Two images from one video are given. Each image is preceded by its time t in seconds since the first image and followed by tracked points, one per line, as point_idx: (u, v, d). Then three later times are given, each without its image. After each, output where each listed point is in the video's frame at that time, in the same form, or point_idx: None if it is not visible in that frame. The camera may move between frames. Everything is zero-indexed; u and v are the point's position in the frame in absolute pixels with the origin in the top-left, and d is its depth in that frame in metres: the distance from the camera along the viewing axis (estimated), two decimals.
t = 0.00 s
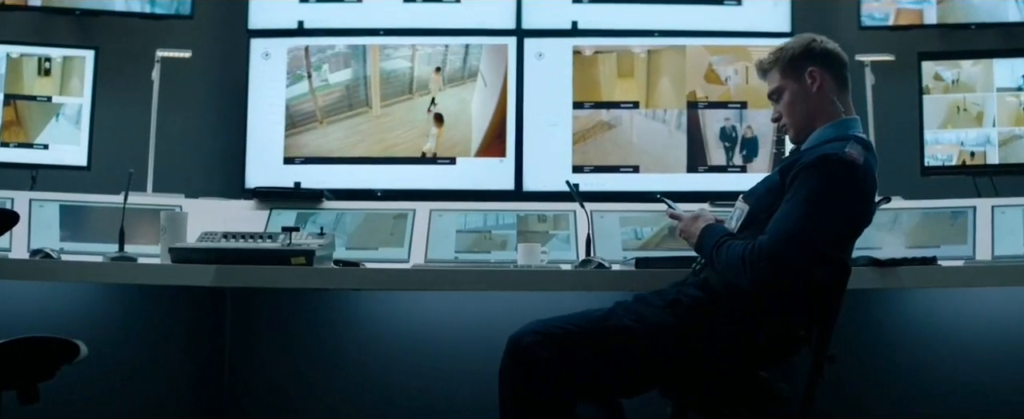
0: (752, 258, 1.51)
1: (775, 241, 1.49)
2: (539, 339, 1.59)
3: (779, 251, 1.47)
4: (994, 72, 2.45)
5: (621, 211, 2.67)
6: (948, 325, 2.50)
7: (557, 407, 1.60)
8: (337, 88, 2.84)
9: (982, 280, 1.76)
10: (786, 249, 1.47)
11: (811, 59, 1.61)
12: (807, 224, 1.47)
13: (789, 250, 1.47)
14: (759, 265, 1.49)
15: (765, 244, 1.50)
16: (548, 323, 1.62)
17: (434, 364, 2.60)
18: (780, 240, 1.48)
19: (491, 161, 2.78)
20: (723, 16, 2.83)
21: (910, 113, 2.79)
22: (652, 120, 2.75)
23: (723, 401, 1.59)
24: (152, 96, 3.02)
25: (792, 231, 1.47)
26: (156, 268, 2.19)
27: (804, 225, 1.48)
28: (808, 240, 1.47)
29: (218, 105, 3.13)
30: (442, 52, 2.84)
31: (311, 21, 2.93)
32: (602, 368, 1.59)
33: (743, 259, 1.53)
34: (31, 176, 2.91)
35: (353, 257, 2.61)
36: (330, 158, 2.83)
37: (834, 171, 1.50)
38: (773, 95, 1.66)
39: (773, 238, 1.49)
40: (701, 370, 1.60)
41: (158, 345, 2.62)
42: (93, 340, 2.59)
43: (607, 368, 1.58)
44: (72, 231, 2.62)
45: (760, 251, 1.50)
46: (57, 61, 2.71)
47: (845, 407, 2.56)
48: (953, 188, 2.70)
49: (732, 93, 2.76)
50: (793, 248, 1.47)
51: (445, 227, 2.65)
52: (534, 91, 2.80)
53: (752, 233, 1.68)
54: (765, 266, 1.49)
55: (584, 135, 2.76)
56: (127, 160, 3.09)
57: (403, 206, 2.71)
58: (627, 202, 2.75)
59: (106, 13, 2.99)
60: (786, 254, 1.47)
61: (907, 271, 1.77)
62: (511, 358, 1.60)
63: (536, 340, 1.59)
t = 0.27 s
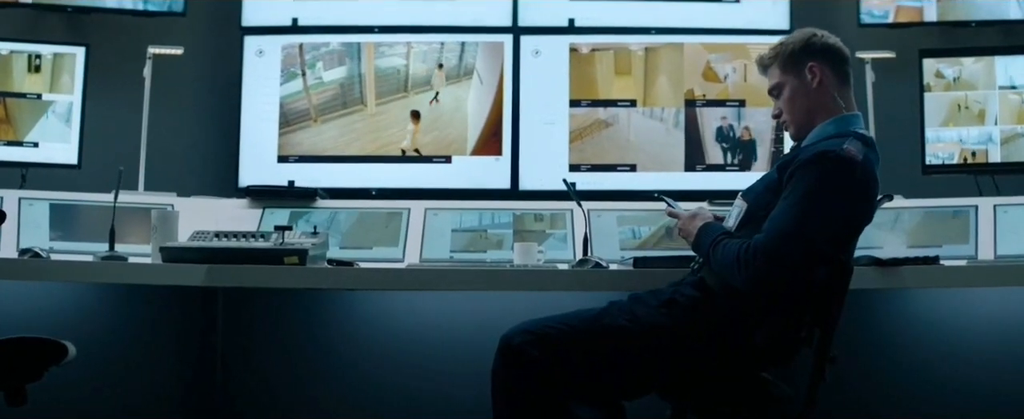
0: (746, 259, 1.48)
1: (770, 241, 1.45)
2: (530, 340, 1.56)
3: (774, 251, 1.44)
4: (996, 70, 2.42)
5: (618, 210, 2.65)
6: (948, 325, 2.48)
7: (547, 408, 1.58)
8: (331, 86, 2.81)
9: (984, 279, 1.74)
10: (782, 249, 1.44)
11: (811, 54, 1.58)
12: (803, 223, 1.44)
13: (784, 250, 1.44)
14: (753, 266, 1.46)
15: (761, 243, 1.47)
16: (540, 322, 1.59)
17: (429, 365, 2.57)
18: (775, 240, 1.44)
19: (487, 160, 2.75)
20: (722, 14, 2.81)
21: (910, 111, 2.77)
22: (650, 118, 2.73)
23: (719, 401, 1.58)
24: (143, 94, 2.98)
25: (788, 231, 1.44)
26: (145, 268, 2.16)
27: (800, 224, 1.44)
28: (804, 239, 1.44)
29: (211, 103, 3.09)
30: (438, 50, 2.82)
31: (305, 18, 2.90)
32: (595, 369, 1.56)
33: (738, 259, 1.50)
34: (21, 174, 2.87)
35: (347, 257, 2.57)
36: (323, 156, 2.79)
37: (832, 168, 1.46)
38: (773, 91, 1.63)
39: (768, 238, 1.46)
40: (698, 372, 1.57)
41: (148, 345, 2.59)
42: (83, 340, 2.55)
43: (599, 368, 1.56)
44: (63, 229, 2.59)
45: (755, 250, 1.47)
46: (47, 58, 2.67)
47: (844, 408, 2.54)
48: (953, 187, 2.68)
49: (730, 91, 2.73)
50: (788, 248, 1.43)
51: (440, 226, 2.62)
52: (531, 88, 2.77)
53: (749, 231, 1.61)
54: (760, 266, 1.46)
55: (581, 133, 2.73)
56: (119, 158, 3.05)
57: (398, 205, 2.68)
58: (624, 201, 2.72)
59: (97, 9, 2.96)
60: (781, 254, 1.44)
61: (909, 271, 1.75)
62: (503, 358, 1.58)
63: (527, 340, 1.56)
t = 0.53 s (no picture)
0: (743, 260, 1.44)
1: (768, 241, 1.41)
2: (525, 341, 1.51)
3: (772, 251, 1.40)
4: (998, 69, 2.41)
5: (617, 211, 2.62)
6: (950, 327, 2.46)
7: (540, 411, 1.51)
8: (327, 86, 2.78)
9: (988, 281, 1.72)
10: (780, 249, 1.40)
11: (811, 52, 1.55)
12: (802, 222, 1.40)
13: (783, 250, 1.40)
14: (750, 267, 1.42)
15: (758, 243, 1.43)
16: (534, 325, 1.54)
17: (425, 367, 2.55)
18: (773, 239, 1.40)
19: (484, 160, 2.73)
20: (721, 13, 2.79)
21: (911, 111, 2.74)
22: (648, 118, 2.70)
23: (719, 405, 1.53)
24: (136, 93, 2.96)
25: (786, 230, 1.40)
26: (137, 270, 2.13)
27: (798, 224, 1.40)
28: (802, 239, 1.40)
29: (204, 103, 3.06)
30: (434, 49, 2.79)
31: (300, 17, 2.87)
32: (589, 371, 1.52)
33: (735, 260, 1.46)
34: (12, 174, 2.84)
35: (342, 258, 2.54)
36: (319, 156, 2.77)
37: (831, 167, 1.42)
38: (773, 90, 1.60)
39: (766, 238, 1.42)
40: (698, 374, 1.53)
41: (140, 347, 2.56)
42: (74, 343, 2.52)
43: (593, 370, 1.51)
44: (54, 231, 2.56)
45: (752, 251, 1.43)
46: (39, 57, 2.64)
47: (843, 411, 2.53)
48: (954, 187, 2.66)
49: (729, 91, 2.71)
50: (786, 248, 1.39)
51: (437, 227, 2.59)
52: (528, 88, 2.75)
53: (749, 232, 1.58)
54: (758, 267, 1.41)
55: (579, 133, 2.70)
56: (111, 158, 3.02)
57: (394, 206, 2.65)
58: (622, 201, 2.70)
59: (90, 9, 2.93)
60: (779, 254, 1.40)
61: (912, 273, 1.73)
62: (496, 361, 1.52)
63: (520, 342, 1.51)
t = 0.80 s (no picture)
0: (740, 261, 1.40)
1: (765, 242, 1.38)
2: (518, 344, 1.48)
3: (769, 253, 1.36)
4: (1000, 69, 2.39)
5: (614, 212, 2.58)
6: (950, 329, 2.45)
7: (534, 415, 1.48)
8: (322, 85, 2.75)
9: (991, 282, 1.70)
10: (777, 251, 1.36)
11: (812, 50, 1.53)
12: (800, 223, 1.36)
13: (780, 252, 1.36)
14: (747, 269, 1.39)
15: (755, 245, 1.39)
16: (527, 327, 1.51)
17: (421, 369, 2.52)
18: (770, 241, 1.37)
19: (481, 160, 2.70)
20: (719, 12, 2.76)
21: (911, 110, 2.72)
22: (646, 118, 2.68)
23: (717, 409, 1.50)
24: (129, 93, 2.92)
25: (784, 231, 1.36)
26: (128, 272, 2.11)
27: (796, 226, 1.36)
28: (800, 241, 1.36)
29: (197, 102, 3.03)
30: (430, 48, 2.76)
31: (295, 16, 2.84)
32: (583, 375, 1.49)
33: (731, 262, 1.43)
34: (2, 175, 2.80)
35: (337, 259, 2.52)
36: (314, 157, 2.74)
37: (830, 167, 1.39)
38: (774, 88, 1.58)
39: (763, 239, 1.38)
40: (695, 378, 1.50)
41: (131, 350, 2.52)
42: (65, 345, 2.48)
43: (587, 374, 1.48)
44: (45, 232, 2.53)
45: (750, 252, 1.39)
46: (30, 56, 2.61)
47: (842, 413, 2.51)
48: (954, 188, 2.64)
49: (728, 90, 2.69)
50: (784, 250, 1.36)
51: (433, 228, 2.56)
52: (525, 88, 2.72)
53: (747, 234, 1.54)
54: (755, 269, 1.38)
55: (576, 133, 2.68)
56: (103, 159, 2.99)
57: (389, 207, 2.62)
58: (620, 202, 2.68)
59: (82, 7, 2.90)
60: (777, 256, 1.36)
61: (914, 274, 1.71)
62: (489, 364, 1.49)
63: (513, 344, 1.48)
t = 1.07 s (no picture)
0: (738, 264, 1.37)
1: (763, 245, 1.34)
2: (513, 348, 1.45)
3: (767, 256, 1.33)
4: (1001, 69, 2.37)
5: (611, 214, 2.56)
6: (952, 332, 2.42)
7: None
8: (316, 85, 2.72)
9: (994, 286, 1.67)
10: (774, 254, 1.33)
11: (812, 48, 1.50)
12: (799, 226, 1.32)
13: (779, 254, 1.32)
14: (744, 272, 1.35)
15: (753, 248, 1.36)
16: (523, 331, 1.49)
17: (415, 373, 2.49)
18: (767, 244, 1.33)
19: (476, 161, 2.67)
20: (718, 11, 2.73)
21: (910, 111, 2.70)
22: (643, 118, 2.65)
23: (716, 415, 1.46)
24: (119, 93, 2.89)
25: (782, 233, 1.33)
26: (116, 274, 2.08)
27: (796, 227, 1.32)
28: (799, 243, 1.32)
29: (189, 102, 2.99)
30: (425, 48, 2.73)
31: (289, 15, 2.80)
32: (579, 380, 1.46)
33: (730, 264, 1.39)
34: None
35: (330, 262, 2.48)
36: (307, 157, 2.71)
37: (830, 168, 1.35)
38: (774, 87, 1.56)
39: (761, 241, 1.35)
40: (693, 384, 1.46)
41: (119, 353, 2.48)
42: (53, 348, 2.44)
43: (583, 379, 1.45)
44: (33, 234, 2.49)
45: (748, 255, 1.36)
46: (19, 55, 2.57)
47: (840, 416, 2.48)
48: (954, 189, 2.62)
49: (726, 90, 2.66)
50: (782, 253, 1.32)
51: (428, 229, 2.53)
52: (521, 88, 2.69)
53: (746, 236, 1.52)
54: (753, 272, 1.35)
55: (572, 133, 2.65)
56: (93, 159, 2.95)
57: (383, 209, 2.59)
58: (617, 203, 2.65)
59: (72, 6, 2.86)
60: (775, 259, 1.33)
61: (915, 277, 1.68)
62: (483, 369, 1.47)
63: (507, 349, 1.45)
